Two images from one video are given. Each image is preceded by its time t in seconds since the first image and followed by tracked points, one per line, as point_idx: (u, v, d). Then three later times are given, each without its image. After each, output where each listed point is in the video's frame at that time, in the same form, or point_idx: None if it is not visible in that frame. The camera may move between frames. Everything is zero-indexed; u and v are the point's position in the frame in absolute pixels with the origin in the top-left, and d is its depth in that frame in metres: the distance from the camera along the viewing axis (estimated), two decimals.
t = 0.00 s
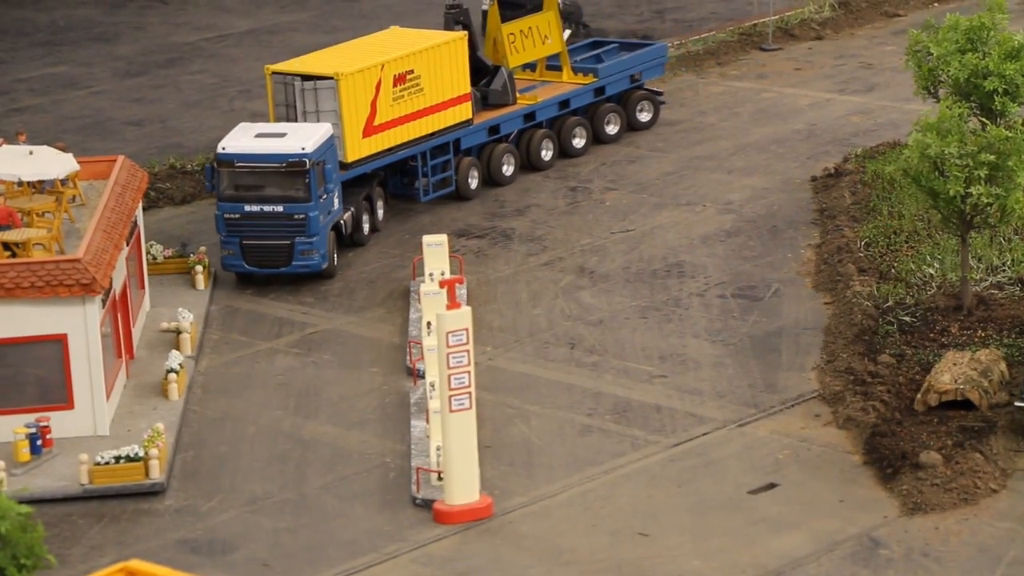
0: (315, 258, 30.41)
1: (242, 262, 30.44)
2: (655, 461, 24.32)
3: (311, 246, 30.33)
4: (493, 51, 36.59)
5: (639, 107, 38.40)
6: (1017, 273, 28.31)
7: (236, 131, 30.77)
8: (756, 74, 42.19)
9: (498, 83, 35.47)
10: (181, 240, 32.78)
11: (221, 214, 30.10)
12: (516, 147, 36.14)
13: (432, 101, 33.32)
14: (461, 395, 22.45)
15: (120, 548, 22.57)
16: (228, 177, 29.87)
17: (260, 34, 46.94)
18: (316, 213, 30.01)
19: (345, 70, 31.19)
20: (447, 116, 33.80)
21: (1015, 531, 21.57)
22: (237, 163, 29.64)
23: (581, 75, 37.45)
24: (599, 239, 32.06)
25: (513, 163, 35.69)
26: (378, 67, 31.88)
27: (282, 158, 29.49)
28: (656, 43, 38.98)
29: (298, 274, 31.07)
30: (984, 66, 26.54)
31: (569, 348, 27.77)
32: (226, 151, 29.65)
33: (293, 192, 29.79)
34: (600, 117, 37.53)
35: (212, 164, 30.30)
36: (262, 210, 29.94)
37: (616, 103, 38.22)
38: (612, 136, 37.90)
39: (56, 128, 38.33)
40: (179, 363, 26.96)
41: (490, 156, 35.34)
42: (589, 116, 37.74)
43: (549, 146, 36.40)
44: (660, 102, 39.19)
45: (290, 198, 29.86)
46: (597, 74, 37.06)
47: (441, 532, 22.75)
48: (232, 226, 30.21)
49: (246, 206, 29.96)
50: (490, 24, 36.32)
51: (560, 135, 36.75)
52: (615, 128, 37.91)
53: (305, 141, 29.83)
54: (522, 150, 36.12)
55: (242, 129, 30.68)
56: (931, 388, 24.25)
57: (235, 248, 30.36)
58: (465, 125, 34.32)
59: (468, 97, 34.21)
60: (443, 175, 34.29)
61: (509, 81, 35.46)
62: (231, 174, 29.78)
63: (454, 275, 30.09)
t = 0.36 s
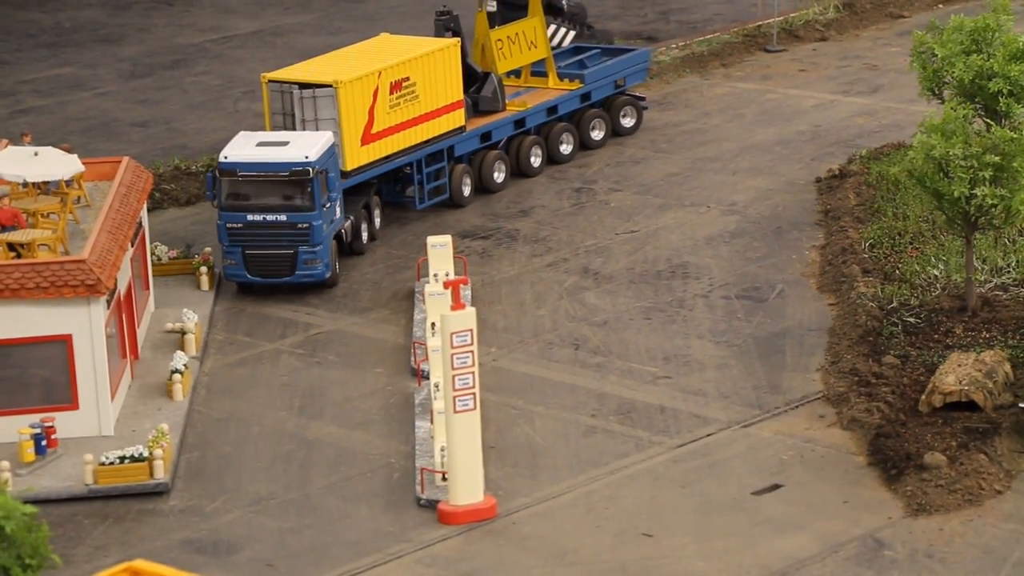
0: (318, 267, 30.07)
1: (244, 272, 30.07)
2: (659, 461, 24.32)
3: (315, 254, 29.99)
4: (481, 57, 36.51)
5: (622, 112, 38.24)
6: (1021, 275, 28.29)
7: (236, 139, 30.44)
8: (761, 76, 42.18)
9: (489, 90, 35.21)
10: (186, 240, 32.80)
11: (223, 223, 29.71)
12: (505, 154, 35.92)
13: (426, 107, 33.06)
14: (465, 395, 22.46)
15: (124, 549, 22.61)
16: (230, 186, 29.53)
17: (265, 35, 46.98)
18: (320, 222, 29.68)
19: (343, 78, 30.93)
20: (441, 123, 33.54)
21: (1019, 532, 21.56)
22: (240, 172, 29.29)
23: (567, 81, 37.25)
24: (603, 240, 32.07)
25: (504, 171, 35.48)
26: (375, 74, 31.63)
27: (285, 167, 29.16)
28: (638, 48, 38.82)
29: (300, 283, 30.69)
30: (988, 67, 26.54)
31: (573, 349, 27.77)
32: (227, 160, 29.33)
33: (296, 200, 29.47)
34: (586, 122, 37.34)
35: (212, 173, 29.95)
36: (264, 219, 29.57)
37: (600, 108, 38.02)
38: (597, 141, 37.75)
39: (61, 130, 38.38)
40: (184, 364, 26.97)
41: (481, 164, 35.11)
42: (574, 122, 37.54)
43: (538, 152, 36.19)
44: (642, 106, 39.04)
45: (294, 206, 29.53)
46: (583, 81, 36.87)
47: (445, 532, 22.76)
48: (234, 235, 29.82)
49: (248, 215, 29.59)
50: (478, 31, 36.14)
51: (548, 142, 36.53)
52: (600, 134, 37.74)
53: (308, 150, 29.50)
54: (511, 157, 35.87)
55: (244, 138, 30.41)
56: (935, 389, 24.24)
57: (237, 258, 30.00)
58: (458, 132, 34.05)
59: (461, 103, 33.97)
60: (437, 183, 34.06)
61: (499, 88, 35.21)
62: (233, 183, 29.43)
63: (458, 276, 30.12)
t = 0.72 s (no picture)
0: (323, 266, 29.85)
1: (249, 272, 29.80)
2: (664, 453, 24.33)
3: (320, 254, 29.76)
4: (470, 54, 35.79)
5: (607, 108, 37.77)
6: None
7: (238, 138, 30.16)
8: (766, 68, 42.14)
9: (481, 86, 34.59)
10: (192, 232, 32.81)
11: (227, 223, 29.44)
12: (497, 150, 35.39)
13: (423, 104, 32.68)
14: (470, 386, 22.49)
15: (130, 539, 22.66)
16: (234, 185, 29.29)
17: (271, 26, 46.94)
18: (325, 221, 29.46)
19: (344, 75, 30.61)
20: (438, 120, 33.10)
21: None
22: (245, 171, 29.11)
23: (556, 77, 36.75)
24: (608, 232, 32.06)
25: (497, 167, 35.03)
26: (374, 71, 31.28)
27: (290, 165, 28.98)
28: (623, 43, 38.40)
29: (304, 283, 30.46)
30: (995, 59, 26.50)
31: (578, 340, 27.78)
32: (231, 159, 29.07)
33: (301, 200, 29.25)
34: (573, 119, 36.86)
35: (216, 172, 29.71)
36: (269, 218, 29.34)
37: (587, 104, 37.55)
38: (585, 138, 37.26)
39: (67, 121, 38.38)
40: (189, 354, 27.12)
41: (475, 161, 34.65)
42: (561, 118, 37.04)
43: (529, 149, 35.72)
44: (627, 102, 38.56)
45: (299, 206, 29.31)
46: (572, 77, 36.40)
47: (450, 523, 22.79)
48: (238, 235, 29.55)
49: (253, 215, 29.34)
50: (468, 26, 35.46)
51: (538, 139, 36.06)
52: (588, 130, 37.25)
53: (311, 148, 29.31)
54: (503, 154, 35.39)
55: (246, 136, 30.09)
56: (941, 380, 24.22)
57: (241, 258, 29.72)
58: (453, 129, 33.59)
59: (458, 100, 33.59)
60: (433, 181, 33.57)
61: (491, 84, 34.70)
62: (237, 181, 29.22)
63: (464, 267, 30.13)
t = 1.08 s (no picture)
0: (331, 272, 29.37)
1: (255, 278, 29.30)
2: (673, 449, 24.35)
3: (327, 259, 29.29)
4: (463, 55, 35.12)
5: (596, 109, 37.47)
6: None
7: (243, 142, 29.75)
8: (774, 64, 42.10)
9: (475, 88, 34.25)
10: (200, 229, 32.81)
11: (233, 229, 28.96)
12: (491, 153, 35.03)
13: (423, 107, 32.38)
14: (478, 383, 22.51)
15: (139, 537, 22.69)
16: (240, 191, 28.80)
17: (277, 23, 46.92)
18: (332, 226, 28.98)
19: (349, 79, 30.29)
20: (437, 122, 32.81)
21: None
22: (250, 176, 28.63)
23: (546, 78, 36.40)
24: (616, 229, 32.05)
25: (492, 170, 34.66)
26: (376, 74, 30.96)
27: (297, 169, 28.56)
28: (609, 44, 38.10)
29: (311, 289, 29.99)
30: (1003, 55, 26.46)
31: (586, 337, 27.78)
32: (237, 164, 28.66)
33: (308, 204, 28.79)
34: (564, 120, 36.52)
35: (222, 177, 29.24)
36: (276, 223, 28.86)
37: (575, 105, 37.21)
38: (575, 139, 36.94)
39: (74, 118, 38.39)
40: (197, 351, 27.01)
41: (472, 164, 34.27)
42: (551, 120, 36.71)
43: (523, 151, 35.36)
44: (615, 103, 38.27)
45: (305, 210, 28.84)
46: (562, 78, 36.09)
47: (459, 520, 22.80)
48: (244, 241, 29.07)
49: (259, 220, 28.86)
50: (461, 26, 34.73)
51: (530, 141, 35.69)
52: (577, 131, 36.91)
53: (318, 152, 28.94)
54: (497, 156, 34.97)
55: (252, 140, 29.72)
56: (950, 377, 24.22)
57: (247, 264, 29.23)
58: (450, 132, 33.25)
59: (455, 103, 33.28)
60: (432, 185, 33.18)
61: (485, 86, 34.33)
62: (243, 187, 28.72)
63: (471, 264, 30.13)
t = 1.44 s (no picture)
0: (341, 278, 29.12)
1: (265, 284, 29.01)
2: (683, 447, 24.35)
3: (338, 265, 29.04)
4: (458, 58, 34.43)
5: (588, 112, 37.15)
6: None
7: (253, 147, 29.56)
8: (785, 62, 42.07)
9: (474, 92, 33.80)
10: (211, 225, 32.83)
11: (243, 234, 28.69)
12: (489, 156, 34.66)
13: (428, 110, 32.13)
14: (489, 380, 22.52)
15: (150, 533, 22.74)
16: (249, 196, 28.54)
17: (289, 20, 46.95)
18: (343, 231, 28.76)
19: (356, 83, 30.01)
20: (441, 126, 32.52)
21: None
22: (260, 181, 28.37)
23: (540, 81, 36.02)
24: (627, 226, 32.05)
25: (492, 174, 34.31)
26: (382, 78, 30.69)
27: (307, 174, 28.35)
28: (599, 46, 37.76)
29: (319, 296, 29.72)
30: (1015, 53, 26.39)
31: (597, 334, 27.79)
32: (247, 169, 28.45)
33: (319, 210, 28.56)
34: (558, 123, 36.18)
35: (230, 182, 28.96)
36: (286, 229, 28.61)
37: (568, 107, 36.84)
38: (569, 142, 36.61)
39: (86, 114, 38.43)
40: (208, 348, 27.09)
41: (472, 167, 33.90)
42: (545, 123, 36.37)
43: (520, 154, 35.02)
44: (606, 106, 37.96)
45: (316, 216, 28.60)
46: (557, 81, 35.74)
47: (468, 517, 22.83)
48: (254, 246, 28.79)
49: (269, 225, 28.62)
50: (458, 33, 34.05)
51: (527, 144, 35.34)
52: (571, 134, 36.57)
53: (330, 156, 28.71)
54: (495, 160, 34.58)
55: (262, 144, 29.46)
56: (960, 376, 24.19)
57: (257, 269, 28.93)
58: (452, 136, 32.93)
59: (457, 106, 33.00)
60: (436, 189, 32.80)
61: (484, 89, 33.94)
62: (252, 192, 28.47)
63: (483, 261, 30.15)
